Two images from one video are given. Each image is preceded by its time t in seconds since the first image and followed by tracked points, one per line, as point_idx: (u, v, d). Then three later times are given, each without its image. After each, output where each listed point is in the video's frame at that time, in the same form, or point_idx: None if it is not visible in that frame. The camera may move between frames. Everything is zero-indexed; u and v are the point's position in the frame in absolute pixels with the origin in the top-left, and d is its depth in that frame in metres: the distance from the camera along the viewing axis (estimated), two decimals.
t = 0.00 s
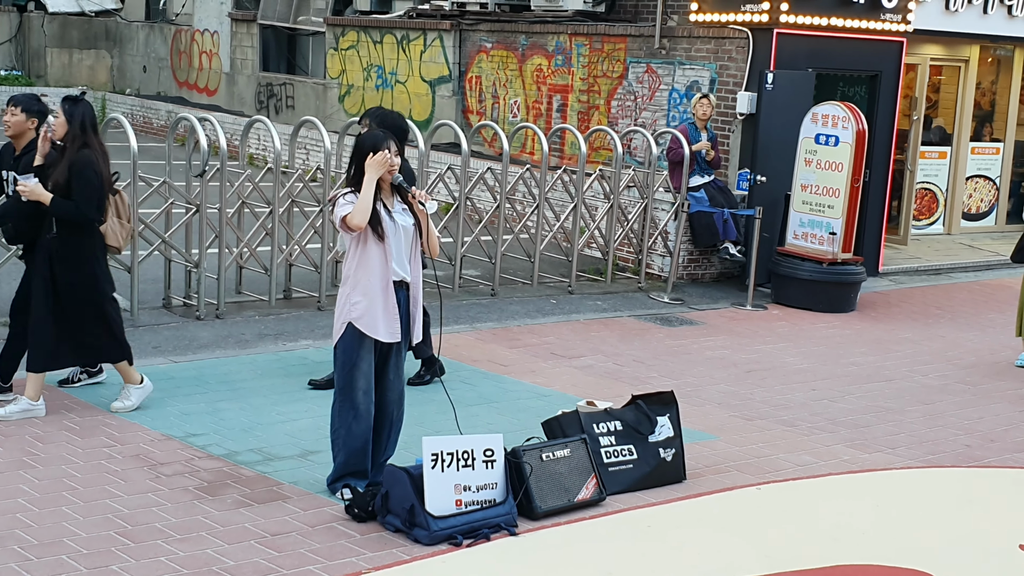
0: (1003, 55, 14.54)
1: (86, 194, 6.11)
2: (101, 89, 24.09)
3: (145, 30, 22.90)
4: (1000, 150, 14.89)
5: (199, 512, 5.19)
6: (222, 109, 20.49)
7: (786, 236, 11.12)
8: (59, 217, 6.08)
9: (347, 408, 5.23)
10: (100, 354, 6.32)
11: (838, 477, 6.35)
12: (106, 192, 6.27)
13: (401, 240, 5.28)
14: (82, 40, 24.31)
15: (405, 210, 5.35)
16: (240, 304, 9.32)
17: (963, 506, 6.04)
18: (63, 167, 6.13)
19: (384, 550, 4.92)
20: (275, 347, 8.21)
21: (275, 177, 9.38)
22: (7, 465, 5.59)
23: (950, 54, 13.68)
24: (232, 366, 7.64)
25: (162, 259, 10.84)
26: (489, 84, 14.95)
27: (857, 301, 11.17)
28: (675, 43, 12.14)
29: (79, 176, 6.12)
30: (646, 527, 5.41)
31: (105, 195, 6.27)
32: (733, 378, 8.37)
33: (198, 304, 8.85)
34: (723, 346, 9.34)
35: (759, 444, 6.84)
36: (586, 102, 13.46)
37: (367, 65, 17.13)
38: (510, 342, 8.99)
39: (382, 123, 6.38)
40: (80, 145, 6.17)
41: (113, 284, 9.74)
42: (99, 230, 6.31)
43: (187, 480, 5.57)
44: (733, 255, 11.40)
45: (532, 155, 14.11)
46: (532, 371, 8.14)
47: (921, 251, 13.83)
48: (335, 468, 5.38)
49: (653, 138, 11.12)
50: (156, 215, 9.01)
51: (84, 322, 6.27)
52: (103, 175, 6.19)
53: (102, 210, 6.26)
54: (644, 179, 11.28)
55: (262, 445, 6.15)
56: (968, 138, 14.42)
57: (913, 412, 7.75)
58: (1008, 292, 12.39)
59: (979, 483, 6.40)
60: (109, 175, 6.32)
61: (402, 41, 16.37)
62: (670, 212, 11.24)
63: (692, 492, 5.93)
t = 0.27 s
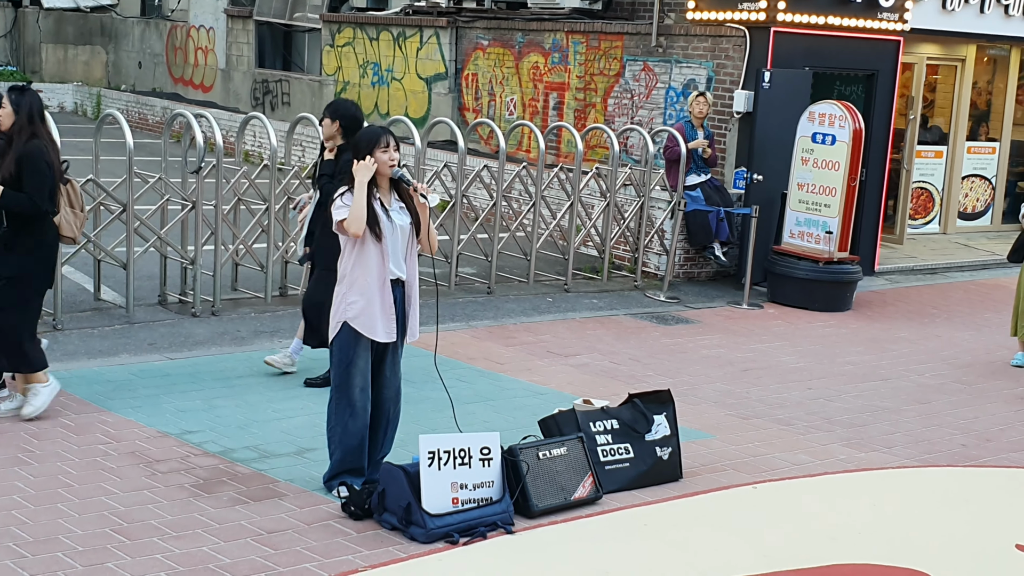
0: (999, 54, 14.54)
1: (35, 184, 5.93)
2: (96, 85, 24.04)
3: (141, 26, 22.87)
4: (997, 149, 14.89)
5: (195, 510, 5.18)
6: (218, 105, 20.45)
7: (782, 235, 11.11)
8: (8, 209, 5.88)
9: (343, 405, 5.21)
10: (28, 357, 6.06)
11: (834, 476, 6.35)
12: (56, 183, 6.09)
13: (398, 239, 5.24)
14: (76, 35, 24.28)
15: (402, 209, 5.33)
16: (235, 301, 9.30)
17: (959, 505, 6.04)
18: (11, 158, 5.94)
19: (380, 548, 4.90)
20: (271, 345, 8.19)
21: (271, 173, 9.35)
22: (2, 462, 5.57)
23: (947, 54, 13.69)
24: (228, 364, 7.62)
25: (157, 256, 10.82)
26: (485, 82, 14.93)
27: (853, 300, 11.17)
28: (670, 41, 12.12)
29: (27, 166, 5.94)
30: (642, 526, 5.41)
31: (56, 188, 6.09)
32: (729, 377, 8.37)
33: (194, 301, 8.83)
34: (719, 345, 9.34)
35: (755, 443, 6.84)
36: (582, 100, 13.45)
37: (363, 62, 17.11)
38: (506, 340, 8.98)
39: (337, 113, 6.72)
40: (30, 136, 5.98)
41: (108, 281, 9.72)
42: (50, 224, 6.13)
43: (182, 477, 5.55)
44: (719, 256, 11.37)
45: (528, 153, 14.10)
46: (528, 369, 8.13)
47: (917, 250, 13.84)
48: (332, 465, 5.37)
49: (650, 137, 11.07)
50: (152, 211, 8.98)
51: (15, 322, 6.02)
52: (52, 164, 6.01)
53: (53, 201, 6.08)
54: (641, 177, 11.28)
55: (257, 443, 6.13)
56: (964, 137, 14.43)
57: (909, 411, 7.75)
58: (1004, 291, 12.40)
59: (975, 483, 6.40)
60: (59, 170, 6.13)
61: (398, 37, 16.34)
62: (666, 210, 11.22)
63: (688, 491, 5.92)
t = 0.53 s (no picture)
0: (998, 54, 14.52)
1: None
2: (94, 82, 24.00)
3: (139, 23, 22.85)
4: (995, 149, 14.89)
5: (190, 506, 5.16)
6: (216, 103, 20.43)
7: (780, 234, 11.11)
8: None
9: (338, 402, 5.21)
10: None
11: (830, 476, 6.34)
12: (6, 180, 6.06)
13: (394, 239, 5.21)
14: (75, 31, 24.30)
15: (400, 209, 5.29)
16: (232, 298, 9.28)
17: (954, 506, 6.03)
18: None
19: (376, 545, 4.90)
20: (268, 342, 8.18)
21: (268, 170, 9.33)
22: None
23: (946, 54, 13.68)
24: (225, 360, 7.60)
25: (154, 252, 10.80)
26: (483, 80, 14.92)
27: (851, 300, 11.17)
28: (670, 39, 12.11)
29: None
30: (636, 525, 5.39)
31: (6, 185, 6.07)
32: (726, 376, 8.36)
33: (190, 298, 8.82)
34: (716, 344, 9.33)
35: (751, 443, 6.83)
36: (581, 99, 13.44)
37: (361, 60, 17.10)
38: (503, 338, 8.96)
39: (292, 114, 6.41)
40: None
41: (105, 277, 9.70)
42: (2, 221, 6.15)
43: (178, 474, 5.54)
44: (718, 255, 11.36)
45: (526, 151, 14.10)
46: (525, 368, 8.12)
47: (915, 250, 13.84)
48: (327, 462, 5.36)
49: (648, 136, 11.10)
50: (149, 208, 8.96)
51: None
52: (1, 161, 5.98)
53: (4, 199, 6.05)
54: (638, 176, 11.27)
55: (253, 440, 6.12)
56: (962, 138, 14.43)
57: (905, 411, 7.75)
58: (1001, 292, 12.40)
59: (972, 483, 6.40)
60: (5, 164, 6.10)
61: (396, 35, 16.32)
62: (664, 209, 11.21)
63: (685, 490, 5.92)
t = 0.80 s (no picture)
0: (994, 56, 14.52)
1: None
2: (91, 81, 23.98)
3: (136, 22, 22.82)
4: (991, 151, 14.91)
5: (185, 506, 5.17)
6: (213, 102, 20.42)
7: (777, 235, 11.14)
8: None
9: (333, 402, 5.22)
10: None
11: (825, 477, 6.36)
12: None
13: (390, 240, 5.22)
14: (73, 31, 24.28)
15: (396, 211, 5.30)
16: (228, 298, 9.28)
17: (948, 507, 6.04)
18: None
19: (372, 546, 4.90)
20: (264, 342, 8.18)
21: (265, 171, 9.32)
22: None
23: (942, 56, 13.70)
24: (221, 361, 7.60)
25: (151, 252, 10.80)
26: (480, 80, 14.92)
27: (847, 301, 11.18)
28: (666, 41, 12.11)
29: None
30: (632, 526, 5.40)
31: None
32: (722, 377, 8.37)
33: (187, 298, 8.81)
34: (712, 345, 9.34)
35: (747, 444, 6.84)
36: (578, 100, 13.44)
37: (358, 60, 17.09)
38: (499, 338, 8.97)
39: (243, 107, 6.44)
40: None
41: (101, 277, 9.70)
42: None
43: (174, 474, 5.54)
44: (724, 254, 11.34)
45: (522, 152, 14.10)
46: (521, 368, 8.13)
47: (911, 251, 13.86)
48: (323, 463, 5.36)
49: (645, 137, 11.11)
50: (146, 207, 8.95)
51: None
52: None
53: None
54: (635, 177, 11.28)
55: (249, 440, 6.12)
56: (958, 140, 14.45)
57: (901, 413, 7.76)
58: (997, 293, 12.42)
59: (966, 484, 6.41)
60: None
61: (393, 36, 16.32)
62: (660, 210, 11.24)
63: (680, 491, 5.92)
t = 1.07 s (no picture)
0: (990, 59, 14.55)
1: None
2: (87, 80, 23.96)
3: (133, 21, 22.81)
4: (986, 154, 14.94)
5: (180, 506, 5.17)
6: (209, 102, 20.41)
7: (772, 237, 11.16)
8: None
9: (329, 402, 5.22)
10: None
11: (819, 478, 6.37)
12: None
13: (385, 238, 5.24)
14: (69, 30, 24.21)
15: (391, 211, 5.31)
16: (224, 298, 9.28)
17: (942, 509, 6.06)
18: None
19: (366, 547, 4.91)
20: (260, 342, 8.18)
21: (261, 171, 9.32)
22: None
23: (937, 58, 13.74)
24: (216, 360, 7.61)
25: (146, 251, 10.80)
26: (476, 81, 14.94)
27: (842, 303, 11.20)
28: (663, 42, 12.14)
29: None
30: (626, 527, 5.41)
31: None
32: (717, 379, 8.39)
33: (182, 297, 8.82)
34: (708, 346, 9.36)
35: (741, 445, 6.86)
36: (574, 101, 13.46)
37: (354, 60, 17.10)
38: (495, 339, 8.98)
39: (199, 108, 6.44)
40: None
41: (97, 276, 9.70)
42: None
43: (169, 473, 5.55)
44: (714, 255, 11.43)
45: (518, 153, 14.12)
46: (517, 369, 8.14)
47: (906, 253, 13.89)
48: (319, 463, 5.37)
49: (640, 138, 11.16)
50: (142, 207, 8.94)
51: None
52: None
53: None
54: (630, 178, 11.30)
55: (244, 440, 6.13)
56: (954, 142, 14.48)
57: (895, 415, 7.78)
58: (992, 296, 12.45)
59: (961, 486, 6.43)
60: None
61: (390, 36, 16.33)
62: (656, 211, 11.26)
63: (675, 492, 5.94)
